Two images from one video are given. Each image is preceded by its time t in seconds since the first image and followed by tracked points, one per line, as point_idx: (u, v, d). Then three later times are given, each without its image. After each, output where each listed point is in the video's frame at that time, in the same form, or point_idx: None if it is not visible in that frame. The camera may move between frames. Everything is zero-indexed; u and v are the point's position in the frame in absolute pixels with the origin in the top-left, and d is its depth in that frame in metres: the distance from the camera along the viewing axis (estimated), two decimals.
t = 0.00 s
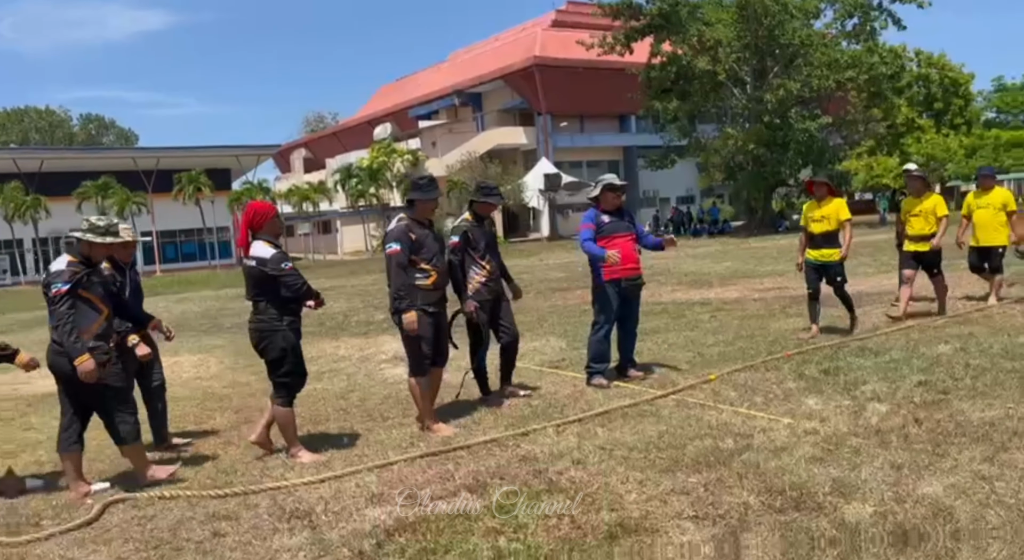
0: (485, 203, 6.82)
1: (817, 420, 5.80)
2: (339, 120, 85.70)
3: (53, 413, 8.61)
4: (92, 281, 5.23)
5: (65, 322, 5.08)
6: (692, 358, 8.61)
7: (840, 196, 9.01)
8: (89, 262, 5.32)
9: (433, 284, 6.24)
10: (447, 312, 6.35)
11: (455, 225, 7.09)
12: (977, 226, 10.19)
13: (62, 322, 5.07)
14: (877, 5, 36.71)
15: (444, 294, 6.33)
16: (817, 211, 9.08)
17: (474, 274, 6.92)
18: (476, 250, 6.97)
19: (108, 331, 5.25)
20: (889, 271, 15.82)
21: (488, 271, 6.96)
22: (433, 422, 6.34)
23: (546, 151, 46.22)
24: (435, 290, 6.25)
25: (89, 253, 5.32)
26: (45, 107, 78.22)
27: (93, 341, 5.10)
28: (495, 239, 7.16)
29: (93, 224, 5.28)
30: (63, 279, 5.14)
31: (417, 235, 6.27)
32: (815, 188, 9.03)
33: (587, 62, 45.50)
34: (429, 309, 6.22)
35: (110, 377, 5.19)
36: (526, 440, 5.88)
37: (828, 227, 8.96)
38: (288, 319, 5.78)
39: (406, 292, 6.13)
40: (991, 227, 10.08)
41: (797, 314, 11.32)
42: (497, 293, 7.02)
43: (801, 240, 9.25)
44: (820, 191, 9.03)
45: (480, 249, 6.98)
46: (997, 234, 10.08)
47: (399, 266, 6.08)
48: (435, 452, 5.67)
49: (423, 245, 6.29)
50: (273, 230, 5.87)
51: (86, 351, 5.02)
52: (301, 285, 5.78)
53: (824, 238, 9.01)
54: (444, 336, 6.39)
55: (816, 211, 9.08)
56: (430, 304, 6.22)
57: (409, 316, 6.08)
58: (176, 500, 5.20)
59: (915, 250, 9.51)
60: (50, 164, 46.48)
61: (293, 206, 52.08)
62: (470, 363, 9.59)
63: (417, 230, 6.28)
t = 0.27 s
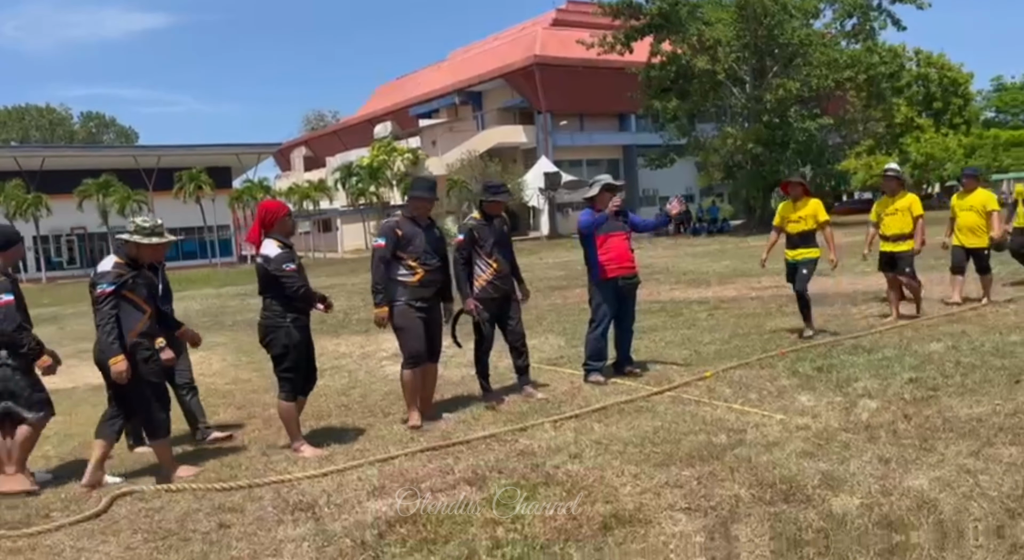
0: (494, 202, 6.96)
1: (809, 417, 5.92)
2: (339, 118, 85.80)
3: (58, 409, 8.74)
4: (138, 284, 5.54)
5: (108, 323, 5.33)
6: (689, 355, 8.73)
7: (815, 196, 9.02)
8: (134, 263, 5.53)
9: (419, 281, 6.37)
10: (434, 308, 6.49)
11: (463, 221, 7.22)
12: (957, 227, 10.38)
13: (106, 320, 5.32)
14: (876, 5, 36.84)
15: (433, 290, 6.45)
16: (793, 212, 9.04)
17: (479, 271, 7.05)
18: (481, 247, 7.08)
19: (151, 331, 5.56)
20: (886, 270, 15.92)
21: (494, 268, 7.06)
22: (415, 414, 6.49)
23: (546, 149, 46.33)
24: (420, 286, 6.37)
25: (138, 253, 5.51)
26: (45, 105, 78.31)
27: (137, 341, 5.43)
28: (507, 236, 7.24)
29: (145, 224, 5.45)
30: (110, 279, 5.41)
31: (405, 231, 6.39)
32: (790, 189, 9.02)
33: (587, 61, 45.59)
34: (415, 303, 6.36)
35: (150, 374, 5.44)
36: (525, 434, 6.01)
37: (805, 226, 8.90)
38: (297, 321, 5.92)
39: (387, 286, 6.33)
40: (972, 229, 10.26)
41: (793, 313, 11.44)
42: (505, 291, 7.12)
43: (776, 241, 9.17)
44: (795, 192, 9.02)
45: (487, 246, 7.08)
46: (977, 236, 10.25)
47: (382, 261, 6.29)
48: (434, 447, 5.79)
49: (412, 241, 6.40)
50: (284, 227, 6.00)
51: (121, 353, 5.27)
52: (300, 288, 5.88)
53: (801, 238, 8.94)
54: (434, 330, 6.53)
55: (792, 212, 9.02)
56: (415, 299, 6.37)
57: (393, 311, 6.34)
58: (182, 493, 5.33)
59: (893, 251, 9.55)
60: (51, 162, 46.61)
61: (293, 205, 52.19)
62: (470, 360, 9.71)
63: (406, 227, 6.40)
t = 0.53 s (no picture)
0: (504, 195, 7.16)
1: (799, 411, 6.07)
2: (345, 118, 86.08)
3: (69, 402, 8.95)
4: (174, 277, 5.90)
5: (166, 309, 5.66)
6: (686, 352, 8.90)
7: (795, 201, 9.05)
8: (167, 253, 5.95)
9: (410, 279, 6.52)
10: (426, 305, 6.63)
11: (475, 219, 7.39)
12: (937, 230, 10.42)
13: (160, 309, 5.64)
14: (881, 7, 36.89)
15: (423, 288, 6.58)
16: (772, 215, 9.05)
17: (487, 268, 7.22)
18: (492, 244, 7.23)
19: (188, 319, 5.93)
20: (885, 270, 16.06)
21: (502, 264, 7.21)
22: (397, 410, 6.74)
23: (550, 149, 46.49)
24: (409, 285, 6.51)
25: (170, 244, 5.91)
26: (53, 103, 78.80)
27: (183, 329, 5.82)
28: (518, 232, 7.36)
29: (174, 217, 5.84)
30: (157, 269, 5.71)
31: (390, 232, 6.57)
32: (772, 192, 9.02)
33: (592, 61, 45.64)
34: (405, 302, 6.51)
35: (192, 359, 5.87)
36: (522, 428, 6.18)
37: (783, 230, 8.92)
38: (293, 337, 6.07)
39: (380, 286, 6.56)
40: (952, 232, 10.26)
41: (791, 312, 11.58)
42: (514, 288, 7.27)
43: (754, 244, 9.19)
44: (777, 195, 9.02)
45: (496, 242, 7.23)
46: (957, 240, 10.24)
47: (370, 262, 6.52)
48: (434, 439, 5.95)
49: (398, 241, 6.57)
50: (292, 224, 6.18)
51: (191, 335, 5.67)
52: (287, 287, 5.97)
53: (778, 242, 8.98)
54: (428, 327, 6.68)
55: (773, 216, 9.01)
56: (406, 299, 6.52)
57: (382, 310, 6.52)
58: (188, 482, 5.51)
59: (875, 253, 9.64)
60: (59, 159, 46.98)
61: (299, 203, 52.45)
62: (471, 356, 9.89)
63: (391, 228, 6.59)
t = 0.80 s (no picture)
0: (512, 194, 7.41)
1: (797, 411, 6.19)
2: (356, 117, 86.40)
3: (85, 397, 9.16)
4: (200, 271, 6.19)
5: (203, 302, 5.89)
6: (689, 352, 9.04)
7: (782, 203, 9.05)
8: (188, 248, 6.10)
9: (401, 281, 6.65)
10: (422, 304, 6.75)
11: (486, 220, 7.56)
12: (930, 234, 10.46)
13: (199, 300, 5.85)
14: (892, 9, 36.80)
15: (417, 289, 6.70)
16: (757, 217, 9.02)
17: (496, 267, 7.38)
18: (500, 243, 7.38)
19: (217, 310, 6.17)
20: (892, 273, 16.09)
21: (510, 263, 7.34)
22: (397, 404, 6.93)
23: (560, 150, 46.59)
24: (401, 285, 6.64)
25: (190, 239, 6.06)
26: (67, 102, 79.47)
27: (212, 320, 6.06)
28: (529, 232, 7.48)
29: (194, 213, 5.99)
30: (187, 265, 5.86)
31: (381, 236, 6.69)
32: (760, 193, 8.97)
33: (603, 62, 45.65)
34: (399, 302, 6.65)
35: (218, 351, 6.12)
36: (525, 425, 6.32)
37: (770, 232, 8.97)
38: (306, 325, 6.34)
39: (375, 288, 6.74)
40: (945, 235, 10.32)
41: (795, 314, 11.68)
42: (521, 288, 7.38)
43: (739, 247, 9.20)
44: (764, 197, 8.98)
45: (506, 242, 7.38)
46: (950, 243, 10.29)
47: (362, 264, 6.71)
48: (438, 435, 6.11)
49: (390, 242, 6.69)
50: (306, 224, 6.47)
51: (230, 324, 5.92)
52: (273, 281, 6.22)
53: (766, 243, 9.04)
54: (424, 325, 6.80)
55: (761, 218, 9.01)
56: (400, 299, 6.66)
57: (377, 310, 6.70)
58: (200, 474, 5.68)
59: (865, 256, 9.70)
60: (73, 158, 47.44)
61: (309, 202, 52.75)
62: (478, 355, 10.05)
63: (381, 232, 6.70)
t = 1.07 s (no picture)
0: (518, 196, 7.44)
1: (804, 412, 6.24)
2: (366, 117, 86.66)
3: (101, 394, 9.31)
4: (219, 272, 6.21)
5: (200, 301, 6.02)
6: (698, 354, 9.08)
7: (770, 207, 8.88)
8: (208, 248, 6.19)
9: (412, 281, 6.72)
10: (432, 304, 6.82)
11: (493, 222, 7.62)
12: (931, 237, 10.35)
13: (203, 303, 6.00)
14: (904, 9, 36.64)
15: (428, 290, 6.77)
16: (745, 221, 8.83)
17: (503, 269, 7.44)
18: (508, 246, 7.45)
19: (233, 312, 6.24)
20: (902, 275, 16.05)
21: (518, 265, 7.42)
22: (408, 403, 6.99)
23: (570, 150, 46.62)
24: (413, 286, 6.72)
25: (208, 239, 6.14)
26: (80, 101, 80.11)
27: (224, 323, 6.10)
28: (534, 235, 7.57)
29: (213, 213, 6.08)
30: (200, 267, 6.04)
31: (392, 236, 6.80)
32: (748, 199, 8.78)
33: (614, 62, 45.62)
34: (411, 303, 6.74)
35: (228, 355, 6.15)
36: (534, 424, 6.39)
37: (758, 237, 8.77)
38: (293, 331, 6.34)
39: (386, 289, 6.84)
40: (945, 239, 10.26)
41: (804, 315, 11.70)
42: (525, 291, 7.44)
43: (725, 251, 9.00)
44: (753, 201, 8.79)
45: (515, 243, 7.44)
46: (950, 246, 10.25)
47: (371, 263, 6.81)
48: (448, 434, 6.19)
49: (400, 242, 6.78)
50: (314, 227, 6.57)
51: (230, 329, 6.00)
52: (286, 284, 6.35)
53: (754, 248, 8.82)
54: (435, 326, 6.88)
55: (748, 222, 8.82)
56: (411, 299, 6.74)
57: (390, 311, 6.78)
58: (215, 472, 5.78)
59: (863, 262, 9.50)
60: (87, 157, 47.81)
61: (320, 202, 52.96)
62: (486, 356, 10.12)
63: (393, 232, 6.81)
